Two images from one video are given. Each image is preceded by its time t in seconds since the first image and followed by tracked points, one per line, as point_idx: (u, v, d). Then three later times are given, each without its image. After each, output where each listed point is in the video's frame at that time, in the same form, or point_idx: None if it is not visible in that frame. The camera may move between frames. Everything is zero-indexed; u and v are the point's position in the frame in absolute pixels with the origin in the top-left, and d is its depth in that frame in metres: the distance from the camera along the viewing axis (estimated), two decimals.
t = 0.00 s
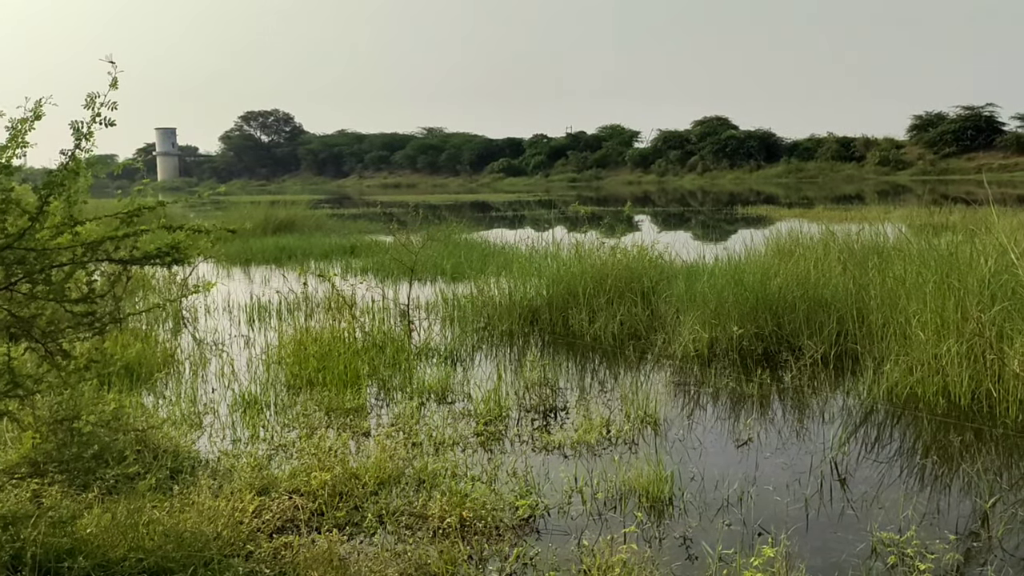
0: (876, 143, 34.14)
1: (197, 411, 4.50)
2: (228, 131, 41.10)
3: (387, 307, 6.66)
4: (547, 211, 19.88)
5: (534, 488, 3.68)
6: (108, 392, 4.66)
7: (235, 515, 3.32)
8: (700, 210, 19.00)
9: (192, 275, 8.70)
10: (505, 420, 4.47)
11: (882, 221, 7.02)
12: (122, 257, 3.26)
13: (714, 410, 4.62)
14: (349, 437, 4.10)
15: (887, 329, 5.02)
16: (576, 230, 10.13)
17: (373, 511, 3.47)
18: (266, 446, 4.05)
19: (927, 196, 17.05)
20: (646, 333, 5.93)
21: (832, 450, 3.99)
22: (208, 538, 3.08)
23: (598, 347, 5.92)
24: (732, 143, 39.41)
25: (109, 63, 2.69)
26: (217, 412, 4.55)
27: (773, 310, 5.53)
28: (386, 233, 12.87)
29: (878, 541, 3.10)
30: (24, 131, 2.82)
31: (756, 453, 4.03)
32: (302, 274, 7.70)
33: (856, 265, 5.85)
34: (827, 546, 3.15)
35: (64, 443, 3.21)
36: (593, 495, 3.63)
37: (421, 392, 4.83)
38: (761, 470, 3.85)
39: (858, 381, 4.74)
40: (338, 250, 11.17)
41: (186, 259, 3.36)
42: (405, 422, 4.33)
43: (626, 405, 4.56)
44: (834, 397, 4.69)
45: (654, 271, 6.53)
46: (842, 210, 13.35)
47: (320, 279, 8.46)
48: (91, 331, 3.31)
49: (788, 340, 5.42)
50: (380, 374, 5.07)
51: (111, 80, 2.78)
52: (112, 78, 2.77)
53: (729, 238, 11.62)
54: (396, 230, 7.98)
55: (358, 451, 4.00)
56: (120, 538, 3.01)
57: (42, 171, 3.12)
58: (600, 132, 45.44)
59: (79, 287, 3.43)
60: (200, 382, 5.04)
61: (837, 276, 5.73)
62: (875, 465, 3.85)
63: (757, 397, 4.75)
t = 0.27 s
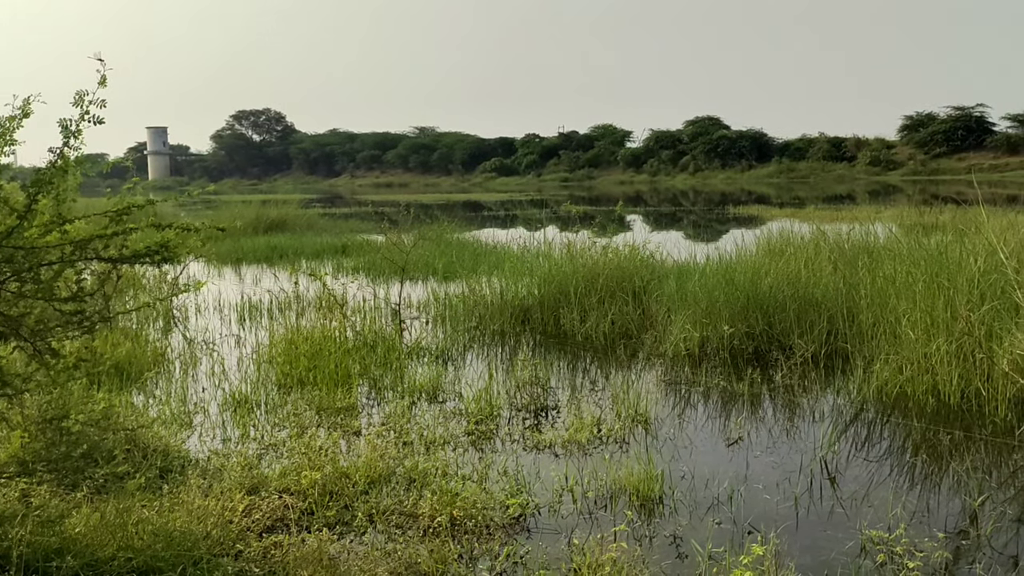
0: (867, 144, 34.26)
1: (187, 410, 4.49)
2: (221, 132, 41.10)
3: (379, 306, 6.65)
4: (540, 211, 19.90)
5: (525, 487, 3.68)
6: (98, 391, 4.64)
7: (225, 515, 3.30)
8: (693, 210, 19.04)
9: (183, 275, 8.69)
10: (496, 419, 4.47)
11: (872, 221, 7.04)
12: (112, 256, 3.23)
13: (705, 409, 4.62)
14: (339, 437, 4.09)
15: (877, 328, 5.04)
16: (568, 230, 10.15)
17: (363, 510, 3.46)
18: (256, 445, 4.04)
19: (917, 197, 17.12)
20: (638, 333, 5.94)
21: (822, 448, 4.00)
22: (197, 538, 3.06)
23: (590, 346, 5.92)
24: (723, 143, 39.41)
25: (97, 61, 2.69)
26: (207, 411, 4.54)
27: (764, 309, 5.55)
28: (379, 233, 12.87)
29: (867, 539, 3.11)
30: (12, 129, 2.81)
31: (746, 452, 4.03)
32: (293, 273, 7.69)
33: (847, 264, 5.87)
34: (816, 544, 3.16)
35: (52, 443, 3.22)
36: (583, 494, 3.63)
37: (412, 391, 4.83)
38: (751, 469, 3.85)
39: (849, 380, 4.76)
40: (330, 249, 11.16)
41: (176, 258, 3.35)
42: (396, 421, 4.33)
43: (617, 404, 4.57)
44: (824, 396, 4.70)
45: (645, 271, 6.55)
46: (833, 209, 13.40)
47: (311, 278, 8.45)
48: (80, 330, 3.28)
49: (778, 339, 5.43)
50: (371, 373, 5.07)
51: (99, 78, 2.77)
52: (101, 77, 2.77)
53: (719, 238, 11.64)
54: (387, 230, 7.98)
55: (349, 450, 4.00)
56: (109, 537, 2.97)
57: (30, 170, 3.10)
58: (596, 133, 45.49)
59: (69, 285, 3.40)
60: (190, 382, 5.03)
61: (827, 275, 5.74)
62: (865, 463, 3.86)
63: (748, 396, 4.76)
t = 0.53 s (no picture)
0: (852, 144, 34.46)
1: (173, 411, 4.47)
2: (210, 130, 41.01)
3: (366, 306, 6.65)
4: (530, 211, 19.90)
5: (512, 487, 3.68)
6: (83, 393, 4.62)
7: (211, 516, 3.29)
8: (682, 210, 19.09)
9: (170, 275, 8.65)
10: (483, 420, 4.48)
11: (859, 221, 7.08)
12: (96, 257, 3.20)
13: (692, 409, 4.64)
14: (326, 438, 4.09)
15: (863, 328, 5.07)
16: (556, 230, 10.16)
17: (349, 511, 3.46)
18: (242, 446, 4.03)
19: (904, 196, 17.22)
20: (625, 332, 5.96)
21: (808, 448, 4.02)
22: (183, 540, 3.04)
23: (578, 346, 5.93)
24: (711, 143, 39.43)
25: (81, 61, 2.67)
26: (193, 412, 4.52)
27: (751, 309, 5.57)
28: (367, 233, 12.85)
29: (853, 538, 3.12)
30: None
31: (732, 452, 4.05)
32: (280, 274, 7.68)
33: (833, 264, 5.90)
34: (802, 544, 3.17)
35: (36, 445, 3.21)
36: (570, 494, 3.64)
37: (399, 392, 4.82)
38: (738, 468, 3.87)
39: (835, 379, 4.78)
40: (318, 249, 11.14)
41: (161, 259, 3.34)
42: (383, 421, 4.33)
43: (604, 405, 4.58)
44: (811, 396, 4.73)
45: (633, 271, 6.57)
46: (819, 210, 13.46)
47: (299, 279, 8.43)
48: (64, 331, 3.24)
49: (765, 339, 5.45)
50: (358, 374, 5.07)
51: (82, 79, 2.76)
52: (84, 77, 2.75)
53: (707, 238, 11.68)
54: (375, 230, 7.97)
55: (336, 451, 3.99)
56: (93, 540, 2.95)
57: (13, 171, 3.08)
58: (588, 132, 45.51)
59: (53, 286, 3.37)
60: (176, 383, 5.01)
61: (814, 275, 5.77)
62: (851, 463, 3.88)
63: (735, 396, 4.77)
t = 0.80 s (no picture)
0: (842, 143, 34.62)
1: (165, 412, 4.46)
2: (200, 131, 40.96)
3: (358, 307, 6.65)
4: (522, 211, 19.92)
5: (505, 487, 3.68)
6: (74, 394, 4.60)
7: (203, 518, 3.28)
8: (673, 210, 19.14)
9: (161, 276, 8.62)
10: (475, 420, 4.48)
11: (849, 221, 7.11)
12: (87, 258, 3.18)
13: (684, 408, 4.65)
14: (318, 439, 4.08)
15: (854, 327, 5.09)
16: (547, 230, 10.17)
17: (342, 512, 3.45)
18: (234, 447, 4.02)
19: (893, 196, 17.32)
20: (617, 332, 5.97)
21: (800, 447, 4.04)
22: (175, 542, 3.03)
23: (570, 346, 5.94)
24: (701, 143, 39.52)
25: (71, 61, 2.66)
26: (185, 413, 4.51)
27: (742, 309, 5.59)
28: (359, 233, 12.83)
29: (845, 537, 3.13)
30: None
31: (725, 451, 4.06)
32: (272, 274, 7.66)
33: (824, 264, 5.93)
34: (794, 542, 3.18)
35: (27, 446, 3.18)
36: (563, 494, 3.64)
37: (392, 393, 4.82)
38: (730, 468, 3.88)
39: (826, 379, 4.80)
40: (309, 249, 11.12)
41: (153, 260, 3.33)
42: (375, 422, 4.33)
43: (596, 405, 4.58)
44: (802, 395, 4.75)
45: (625, 271, 6.59)
46: (810, 209, 13.53)
47: (290, 279, 8.42)
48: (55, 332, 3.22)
49: (757, 338, 5.47)
50: (351, 374, 5.07)
51: (72, 78, 2.74)
52: (74, 77, 2.74)
53: (698, 238, 11.72)
54: (367, 230, 7.97)
55: (328, 452, 3.99)
56: (84, 542, 2.93)
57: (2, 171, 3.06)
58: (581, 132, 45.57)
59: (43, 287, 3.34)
60: (168, 384, 5.00)
61: (805, 275, 5.79)
62: (843, 461, 3.90)
63: (727, 395, 4.79)
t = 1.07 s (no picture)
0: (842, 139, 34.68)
1: (165, 411, 4.45)
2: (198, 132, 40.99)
3: (358, 306, 6.65)
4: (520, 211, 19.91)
5: (505, 485, 3.68)
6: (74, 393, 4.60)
7: (203, 516, 3.27)
8: (672, 210, 19.15)
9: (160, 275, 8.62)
10: (475, 418, 4.48)
11: (849, 220, 7.12)
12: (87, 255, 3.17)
13: (684, 406, 4.65)
14: (318, 437, 4.07)
15: (853, 326, 5.10)
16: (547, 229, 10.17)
17: (343, 510, 3.45)
18: (234, 446, 4.02)
19: (892, 196, 17.34)
20: (617, 331, 5.97)
21: (800, 445, 4.04)
22: (175, 539, 3.02)
23: (570, 345, 5.94)
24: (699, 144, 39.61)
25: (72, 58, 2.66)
26: (185, 411, 4.51)
27: (742, 307, 5.60)
28: (358, 233, 12.84)
29: (845, 535, 3.13)
30: None
31: (725, 449, 4.06)
32: (271, 273, 7.67)
33: (824, 262, 5.93)
34: (795, 540, 3.18)
35: (28, 445, 3.16)
36: (564, 492, 3.64)
37: (392, 391, 4.81)
38: (730, 466, 3.88)
39: (826, 377, 4.81)
40: (308, 248, 11.12)
41: (154, 258, 3.32)
42: (376, 420, 4.33)
43: (596, 403, 4.59)
44: (802, 394, 4.75)
45: (624, 269, 6.60)
46: (809, 208, 13.54)
47: (289, 278, 8.42)
48: (55, 330, 3.21)
49: (757, 337, 5.48)
50: (351, 373, 5.07)
51: (73, 76, 2.74)
52: (75, 74, 2.74)
53: (697, 237, 11.73)
54: (366, 229, 7.97)
55: (328, 450, 3.98)
56: (85, 540, 2.93)
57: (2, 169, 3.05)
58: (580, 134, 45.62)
59: (44, 286, 3.34)
60: (168, 382, 5.00)
61: (805, 274, 5.80)
62: (843, 460, 3.90)
63: (727, 394, 4.79)
